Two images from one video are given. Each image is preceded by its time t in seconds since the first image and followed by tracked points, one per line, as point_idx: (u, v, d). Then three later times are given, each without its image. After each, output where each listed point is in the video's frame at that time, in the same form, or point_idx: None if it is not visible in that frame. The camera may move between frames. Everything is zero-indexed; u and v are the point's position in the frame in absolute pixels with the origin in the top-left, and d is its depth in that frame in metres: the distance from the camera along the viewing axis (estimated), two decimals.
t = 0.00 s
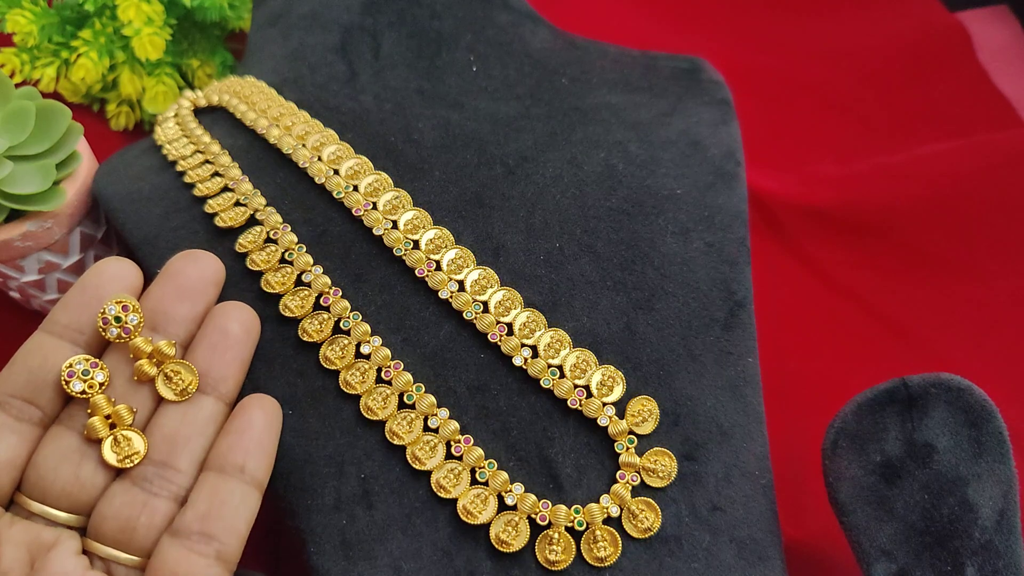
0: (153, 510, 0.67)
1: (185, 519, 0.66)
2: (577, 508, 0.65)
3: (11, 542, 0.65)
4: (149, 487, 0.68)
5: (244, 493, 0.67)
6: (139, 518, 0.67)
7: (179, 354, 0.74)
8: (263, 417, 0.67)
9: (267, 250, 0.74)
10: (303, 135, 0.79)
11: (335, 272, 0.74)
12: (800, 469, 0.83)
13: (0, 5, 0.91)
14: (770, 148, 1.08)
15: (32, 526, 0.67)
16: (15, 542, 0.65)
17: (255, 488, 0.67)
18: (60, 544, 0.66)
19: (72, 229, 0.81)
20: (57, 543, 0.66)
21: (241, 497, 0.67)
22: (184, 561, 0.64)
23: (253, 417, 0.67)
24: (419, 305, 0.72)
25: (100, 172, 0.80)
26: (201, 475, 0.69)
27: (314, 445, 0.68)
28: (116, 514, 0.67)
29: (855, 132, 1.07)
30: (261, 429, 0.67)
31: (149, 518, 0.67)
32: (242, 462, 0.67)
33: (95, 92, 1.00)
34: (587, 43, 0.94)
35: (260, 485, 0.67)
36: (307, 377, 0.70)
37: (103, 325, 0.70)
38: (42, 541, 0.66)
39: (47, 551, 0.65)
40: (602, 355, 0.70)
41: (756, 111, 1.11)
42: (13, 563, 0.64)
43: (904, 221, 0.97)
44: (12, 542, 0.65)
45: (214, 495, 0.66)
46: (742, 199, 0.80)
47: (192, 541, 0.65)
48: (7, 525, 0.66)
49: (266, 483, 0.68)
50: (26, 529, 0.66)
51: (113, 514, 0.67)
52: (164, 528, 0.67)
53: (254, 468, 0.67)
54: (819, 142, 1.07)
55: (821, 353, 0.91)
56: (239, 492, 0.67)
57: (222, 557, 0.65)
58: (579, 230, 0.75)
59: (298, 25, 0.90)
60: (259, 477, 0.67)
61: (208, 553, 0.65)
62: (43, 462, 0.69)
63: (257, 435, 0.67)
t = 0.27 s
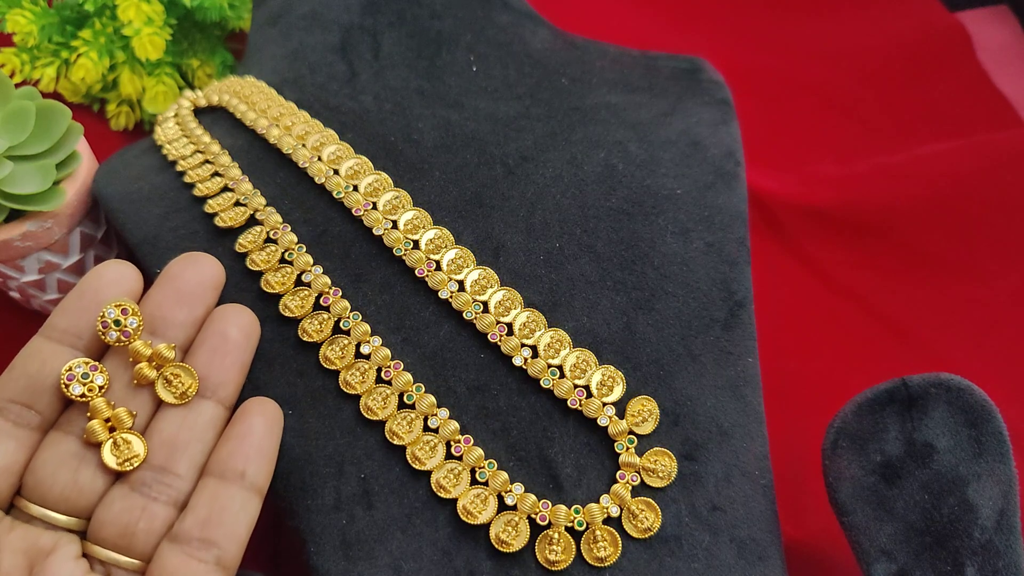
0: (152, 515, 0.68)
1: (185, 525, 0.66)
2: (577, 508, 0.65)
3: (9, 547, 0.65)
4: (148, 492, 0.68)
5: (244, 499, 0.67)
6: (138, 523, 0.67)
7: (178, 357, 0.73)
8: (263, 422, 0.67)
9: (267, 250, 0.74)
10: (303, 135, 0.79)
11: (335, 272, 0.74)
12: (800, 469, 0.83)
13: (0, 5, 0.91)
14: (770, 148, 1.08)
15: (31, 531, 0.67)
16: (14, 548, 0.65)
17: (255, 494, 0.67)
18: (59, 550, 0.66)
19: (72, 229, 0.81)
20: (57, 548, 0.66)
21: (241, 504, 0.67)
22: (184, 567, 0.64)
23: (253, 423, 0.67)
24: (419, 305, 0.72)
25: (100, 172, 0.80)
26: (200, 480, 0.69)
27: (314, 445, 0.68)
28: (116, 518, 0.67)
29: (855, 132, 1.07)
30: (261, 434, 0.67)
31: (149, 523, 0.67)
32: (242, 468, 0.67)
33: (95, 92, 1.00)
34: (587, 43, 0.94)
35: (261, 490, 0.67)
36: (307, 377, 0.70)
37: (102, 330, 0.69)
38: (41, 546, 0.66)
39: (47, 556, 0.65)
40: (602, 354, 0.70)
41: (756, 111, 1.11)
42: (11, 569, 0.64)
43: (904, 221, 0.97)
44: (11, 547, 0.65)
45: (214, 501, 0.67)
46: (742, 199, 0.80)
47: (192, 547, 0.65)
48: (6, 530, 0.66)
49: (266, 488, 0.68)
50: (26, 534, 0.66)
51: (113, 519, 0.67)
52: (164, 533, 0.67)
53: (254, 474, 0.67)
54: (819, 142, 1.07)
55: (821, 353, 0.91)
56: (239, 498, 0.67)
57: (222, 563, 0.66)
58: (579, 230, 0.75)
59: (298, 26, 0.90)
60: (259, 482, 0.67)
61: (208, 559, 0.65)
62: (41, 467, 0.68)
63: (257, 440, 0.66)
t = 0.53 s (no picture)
0: (152, 516, 0.68)
1: (186, 526, 0.66)
2: (577, 508, 0.65)
3: (9, 548, 0.65)
4: (149, 493, 0.68)
5: (244, 499, 0.67)
6: (139, 524, 0.67)
7: (178, 358, 0.73)
8: (263, 422, 0.67)
9: (267, 250, 0.74)
10: (303, 135, 0.79)
11: (335, 272, 0.74)
12: (800, 468, 0.83)
13: (0, 5, 0.91)
14: (770, 148, 1.08)
15: (31, 532, 0.67)
16: (14, 548, 0.66)
17: (255, 494, 0.67)
18: (59, 551, 0.66)
19: (72, 229, 0.81)
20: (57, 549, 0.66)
21: (241, 504, 0.67)
22: (185, 567, 0.64)
23: (253, 423, 0.67)
24: (419, 305, 0.72)
25: (101, 172, 0.80)
26: (201, 481, 0.69)
27: (314, 445, 0.68)
28: (116, 519, 0.67)
29: (855, 132, 1.07)
30: (262, 434, 0.67)
31: (149, 524, 0.67)
32: (243, 468, 0.67)
33: (95, 91, 1.00)
34: (587, 43, 0.94)
35: (261, 491, 0.67)
36: (307, 377, 0.70)
37: (102, 330, 0.69)
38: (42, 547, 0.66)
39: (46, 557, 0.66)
40: (602, 354, 0.70)
41: (756, 111, 1.11)
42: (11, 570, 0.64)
43: (904, 221, 0.97)
44: (11, 548, 0.65)
45: (215, 501, 0.67)
46: (742, 199, 0.80)
47: (192, 548, 0.65)
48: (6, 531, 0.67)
49: (267, 489, 0.68)
50: (26, 535, 0.67)
51: (113, 520, 0.67)
52: (164, 534, 0.67)
53: (254, 474, 0.67)
54: (820, 142, 1.07)
55: (821, 353, 0.91)
56: (239, 498, 0.67)
57: (223, 563, 0.66)
58: (579, 230, 0.75)
59: (298, 26, 0.90)
60: (260, 483, 0.67)
61: (208, 560, 0.65)
62: (41, 468, 0.69)
63: (258, 441, 0.66)
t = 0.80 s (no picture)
0: (153, 517, 0.68)
1: (186, 526, 0.66)
2: (577, 508, 0.65)
3: (9, 548, 0.66)
4: (149, 493, 0.68)
5: (245, 500, 0.67)
6: (139, 525, 0.67)
7: (178, 358, 0.73)
8: (263, 423, 0.67)
9: (267, 250, 0.74)
10: (303, 135, 0.79)
11: (335, 272, 0.74)
12: (801, 468, 0.83)
13: (0, 5, 0.91)
14: (770, 148, 1.08)
15: (31, 533, 0.67)
16: (14, 549, 0.66)
17: (255, 495, 0.67)
18: (59, 551, 0.66)
19: (72, 229, 0.81)
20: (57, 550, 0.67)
21: (242, 505, 0.67)
22: (185, 568, 0.64)
23: (253, 423, 0.67)
24: (419, 305, 0.72)
25: (101, 172, 0.80)
26: (201, 482, 0.69)
27: (314, 445, 0.68)
28: (116, 520, 0.67)
29: (855, 132, 1.07)
30: (262, 435, 0.67)
31: (149, 525, 0.67)
32: (243, 469, 0.67)
33: (95, 92, 1.00)
34: (587, 43, 0.94)
35: (261, 491, 0.68)
36: (307, 377, 0.70)
37: (103, 331, 0.69)
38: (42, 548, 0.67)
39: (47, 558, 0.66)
40: (602, 354, 0.70)
41: (756, 111, 1.11)
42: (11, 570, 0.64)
43: (904, 221, 0.97)
44: (11, 548, 0.66)
45: (215, 502, 0.67)
46: (742, 199, 0.80)
47: (192, 549, 0.65)
48: (6, 531, 0.67)
49: (267, 489, 0.68)
50: (26, 536, 0.67)
51: (113, 521, 0.67)
52: (164, 534, 0.67)
53: (254, 475, 0.67)
54: (820, 142, 1.07)
55: (821, 353, 0.91)
56: (239, 499, 0.67)
57: (223, 564, 0.66)
58: (579, 230, 0.75)
59: (298, 26, 0.90)
60: (260, 484, 0.67)
61: (208, 561, 0.65)
62: (41, 468, 0.69)
63: (258, 441, 0.66)
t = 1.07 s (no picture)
0: (152, 517, 0.68)
1: (186, 527, 0.66)
2: (577, 508, 0.65)
3: (9, 549, 0.66)
4: (149, 494, 0.68)
5: (245, 500, 0.67)
6: (139, 525, 0.67)
7: (178, 358, 0.73)
8: (263, 423, 0.67)
9: (267, 250, 0.74)
10: (303, 135, 0.79)
11: (335, 272, 0.74)
12: (801, 468, 0.83)
13: (0, 5, 0.91)
14: (770, 148, 1.08)
15: (31, 533, 0.67)
16: (14, 549, 0.66)
17: (255, 496, 0.67)
18: (58, 552, 0.66)
19: (72, 229, 0.81)
20: (57, 550, 0.67)
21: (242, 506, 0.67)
22: (185, 569, 0.64)
23: (253, 424, 0.67)
24: (419, 305, 0.72)
25: (101, 172, 0.80)
26: (201, 483, 0.69)
27: (314, 445, 0.68)
28: (116, 520, 0.67)
29: (855, 132, 1.07)
30: (262, 436, 0.67)
31: (149, 525, 0.67)
32: (243, 470, 0.67)
33: (95, 91, 1.00)
34: (587, 43, 0.94)
35: (261, 492, 0.67)
36: (307, 377, 0.70)
37: (103, 331, 0.69)
38: (41, 548, 0.67)
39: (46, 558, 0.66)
40: (602, 354, 0.70)
41: (756, 111, 1.11)
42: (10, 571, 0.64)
43: (904, 221, 0.97)
44: (11, 548, 0.66)
45: (215, 503, 0.67)
46: (742, 199, 0.80)
47: (192, 549, 0.65)
48: (6, 532, 0.67)
49: (267, 490, 0.68)
50: (25, 536, 0.67)
51: (113, 521, 0.67)
52: (164, 535, 0.67)
53: (254, 475, 0.67)
54: (820, 142, 1.07)
55: (821, 353, 0.91)
56: (239, 499, 0.67)
57: (223, 565, 0.66)
58: (579, 230, 0.75)
59: (298, 26, 0.90)
60: (260, 484, 0.67)
61: (208, 561, 0.65)
62: (41, 469, 0.68)
63: (258, 442, 0.66)
